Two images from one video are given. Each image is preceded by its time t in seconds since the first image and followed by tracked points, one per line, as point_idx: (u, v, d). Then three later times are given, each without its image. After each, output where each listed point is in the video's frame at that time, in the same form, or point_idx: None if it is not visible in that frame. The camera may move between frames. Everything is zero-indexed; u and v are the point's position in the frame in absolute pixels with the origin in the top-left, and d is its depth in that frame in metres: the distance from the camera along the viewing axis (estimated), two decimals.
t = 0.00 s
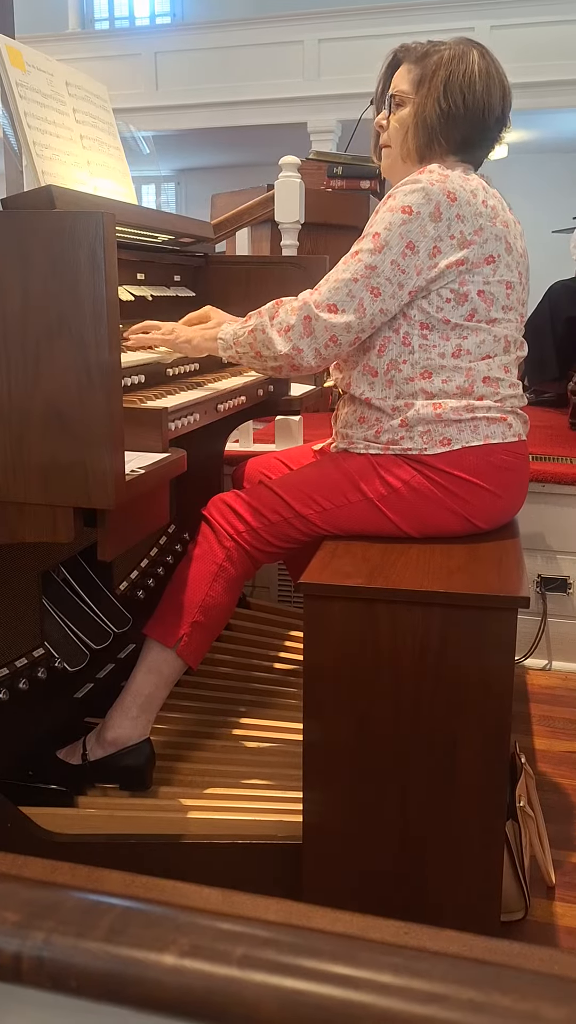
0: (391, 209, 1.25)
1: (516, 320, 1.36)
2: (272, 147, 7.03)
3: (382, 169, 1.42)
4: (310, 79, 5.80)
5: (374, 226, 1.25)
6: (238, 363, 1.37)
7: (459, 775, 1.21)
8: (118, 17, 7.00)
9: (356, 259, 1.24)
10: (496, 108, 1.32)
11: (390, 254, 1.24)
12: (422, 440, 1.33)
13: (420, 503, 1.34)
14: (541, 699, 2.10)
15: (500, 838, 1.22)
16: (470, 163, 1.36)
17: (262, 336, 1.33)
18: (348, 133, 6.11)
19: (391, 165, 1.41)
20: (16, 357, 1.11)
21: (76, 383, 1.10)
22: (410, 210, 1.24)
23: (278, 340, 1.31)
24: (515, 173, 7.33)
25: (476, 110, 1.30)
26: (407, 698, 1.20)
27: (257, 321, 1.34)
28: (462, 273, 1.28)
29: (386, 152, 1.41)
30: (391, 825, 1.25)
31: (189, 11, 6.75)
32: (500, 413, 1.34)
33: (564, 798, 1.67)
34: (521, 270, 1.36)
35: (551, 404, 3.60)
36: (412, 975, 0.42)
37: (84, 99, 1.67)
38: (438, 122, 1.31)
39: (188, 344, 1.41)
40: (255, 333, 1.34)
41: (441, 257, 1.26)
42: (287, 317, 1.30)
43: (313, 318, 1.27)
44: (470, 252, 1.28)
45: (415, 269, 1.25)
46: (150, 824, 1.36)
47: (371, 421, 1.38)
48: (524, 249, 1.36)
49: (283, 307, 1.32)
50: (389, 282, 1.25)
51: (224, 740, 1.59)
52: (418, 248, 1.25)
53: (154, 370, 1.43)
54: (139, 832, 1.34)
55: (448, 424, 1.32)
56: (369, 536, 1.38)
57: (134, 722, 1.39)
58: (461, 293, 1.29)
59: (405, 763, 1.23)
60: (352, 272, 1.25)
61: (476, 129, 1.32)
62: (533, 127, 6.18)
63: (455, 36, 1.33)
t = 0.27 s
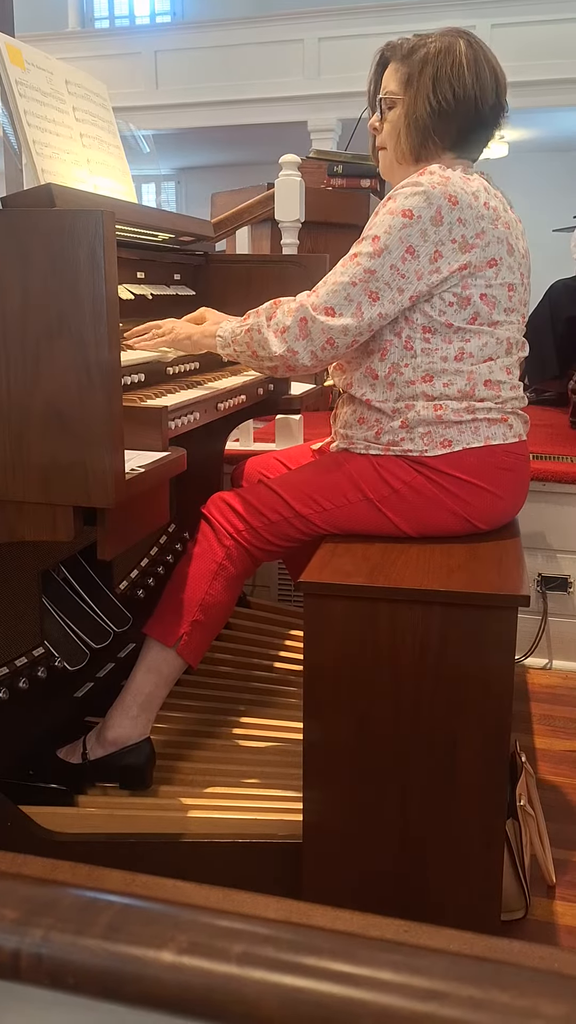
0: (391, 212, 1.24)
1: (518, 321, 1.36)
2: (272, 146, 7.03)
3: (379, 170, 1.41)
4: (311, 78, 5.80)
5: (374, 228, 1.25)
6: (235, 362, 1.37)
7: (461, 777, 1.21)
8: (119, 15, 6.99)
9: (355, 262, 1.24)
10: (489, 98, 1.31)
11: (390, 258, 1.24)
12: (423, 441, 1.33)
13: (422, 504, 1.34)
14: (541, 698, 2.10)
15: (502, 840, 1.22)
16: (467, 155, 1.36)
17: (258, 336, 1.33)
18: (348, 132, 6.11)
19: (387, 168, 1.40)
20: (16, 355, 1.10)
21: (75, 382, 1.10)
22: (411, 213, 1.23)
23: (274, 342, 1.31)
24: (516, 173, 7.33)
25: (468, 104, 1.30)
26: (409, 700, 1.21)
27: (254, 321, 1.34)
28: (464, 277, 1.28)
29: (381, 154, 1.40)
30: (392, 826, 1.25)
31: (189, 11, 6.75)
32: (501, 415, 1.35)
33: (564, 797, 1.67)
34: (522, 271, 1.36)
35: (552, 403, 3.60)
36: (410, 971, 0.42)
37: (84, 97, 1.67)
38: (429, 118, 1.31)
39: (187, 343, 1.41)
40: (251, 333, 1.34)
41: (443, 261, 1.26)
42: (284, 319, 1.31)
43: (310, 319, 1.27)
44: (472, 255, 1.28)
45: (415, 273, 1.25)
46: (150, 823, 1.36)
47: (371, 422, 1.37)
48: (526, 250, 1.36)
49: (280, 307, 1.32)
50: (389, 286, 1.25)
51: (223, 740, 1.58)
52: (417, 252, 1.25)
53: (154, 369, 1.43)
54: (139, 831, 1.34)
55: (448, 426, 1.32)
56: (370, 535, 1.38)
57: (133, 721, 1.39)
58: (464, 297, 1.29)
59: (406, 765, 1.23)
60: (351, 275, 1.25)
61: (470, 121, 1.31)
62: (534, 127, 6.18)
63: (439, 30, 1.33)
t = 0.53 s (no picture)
0: (389, 218, 1.24)
1: (516, 322, 1.37)
2: (273, 146, 7.03)
3: (369, 163, 1.42)
4: (311, 78, 5.79)
5: (372, 235, 1.25)
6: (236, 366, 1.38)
7: (460, 780, 1.21)
8: (119, 15, 6.97)
9: (353, 269, 1.24)
10: (483, 99, 1.31)
11: (389, 266, 1.24)
12: (422, 441, 1.33)
13: (422, 505, 1.34)
14: (542, 697, 2.10)
15: (501, 843, 1.22)
16: (457, 156, 1.36)
17: (259, 345, 1.34)
18: (349, 131, 6.12)
19: (378, 162, 1.40)
20: (17, 353, 1.10)
21: (76, 381, 1.10)
22: (409, 218, 1.23)
23: (275, 352, 1.32)
24: (516, 172, 7.32)
25: (460, 104, 1.30)
26: (408, 703, 1.21)
27: (255, 329, 1.34)
28: (463, 282, 1.28)
29: (372, 148, 1.40)
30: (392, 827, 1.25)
31: (190, 11, 6.74)
32: (500, 414, 1.35)
33: (565, 796, 1.67)
34: (520, 271, 1.36)
35: (552, 403, 3.60)
36: (411, 968, 0.42)
37: (84, 97, 1.67)
38: (421, 117, 1.31)
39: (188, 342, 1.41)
40: (252, 342, 1.35)
41: (442, 266, 1.26)
42: (284, 327, 1.31)
43: (310, 328, 1.27)
44: (471, 260, 1.27)
45: (414, 280, 1.25)
46: (151, 821, 1.36)
47: (370, 423, 1.37)
48: (523, 249, 1.36)
49: (281, 315, 1.32)
50: (388, 293, 1.25)
51: (222, 740, 1.58)
52: (416, 258, 1.24)
53: (155, 368, 1.44)
54: (140, 830, 1.35)
55: (447, 426, 1.32)
56: (371, 534, 1.39)
57: (135, 719, 1.39)
58: (463, 301, 1.29)
59: (405, 767, 1.23)
60: (350, 284, 1.25)
61: (462, 123, 1.32)
62: (534, 126, 6.17)
63: (438, 26, 1.32)
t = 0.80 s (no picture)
0: (387, 217, 1.24)
1: (515, 322, 1.37)
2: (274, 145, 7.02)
3: (366, 159, 1.42)
4: (312, 77, 5.79)
5: (369, 230, 1.25)
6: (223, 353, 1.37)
7: (460, 780, 1.22)
8: (119, 15, 6.93)
9: (348, 265, 1.25)
10: (480, 99, 1.31)
11: (384, 263, 1.24)
12: (422, 443, 1.33)
13: (422, 505, 1.34)
14: (542, 696, 2.10)
15: (501, 844, 1.22)
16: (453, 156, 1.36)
17: (246, 332, 1.33)
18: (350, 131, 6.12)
19: (375, 159, 1.40)
20: (18, 353, 1.10)
21: (77, 381, 1.10)
22: (407, 218, 1.23)
23: (262, 339, 1.31)
24: (517, 172, 7.32)
25: (457, 104, 1.30)
26: (407, 702, 1.21)
27: (242, 316, 1.34)
28: (462, 282, 1.28)
29: (369, 144, 1.41)
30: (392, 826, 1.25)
31: (190, 10, 6.74)
32: (500, 414, 1.35)
33: (565, 795, 1.67)
34: (518, 271, 1.36)
35: (553, 402, 3.60)
36: (413, 967, 0.42)
37: (85, 97, 1.67)
38: (417, 116, 1.31)
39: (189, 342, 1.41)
40: (239, 328, 1.34)
41: (439, 266, 1.26)
42: (273, 315, 1.30)
43: (299, 319, 1.27)
44: (470, 260, 1.27)
45: (409, 279, 1.25)
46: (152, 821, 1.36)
47: (370, 424, 1.37)
48: (521, 249, 1.36)
49: (270, 303, 1.32)
50: (381, 290, 1.25)
51: (221, 740, 1.58)
52: (413, 258, 1.24)
53: (156, 368, 1.44)
54: (141, 830, 1.35)
55: (448, 426, 1.32)
56: (371, 534, 1.39)
57: (135, 719, 1.39)
58: (462, 302, 1.29)
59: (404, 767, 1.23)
60: (343, 279, 1.25)
61: (458, 123, 1.31)
62: (535, 126, 6.17)
63: (439, 24, 1.32)
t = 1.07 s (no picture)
0: (385, 218, 1.24)
1: (516, 321, 1.37)
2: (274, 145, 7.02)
3: (368, 163, 1.42)
4: (313, 76, 5.79)
5: (367, 232, 1.25)
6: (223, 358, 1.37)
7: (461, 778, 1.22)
8: (120, 14, 6.91)
9: (346, 265, 1.25)
10: (479, 98, 1.31)
11: (382, 264, 1.24)
12: (425, 443, 1.33)
13: (424, 505, 1.34)
14: (543, 696, 2.10)
15: (502, 844, 1.22)
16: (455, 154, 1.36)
17: (245, 332, 1.33)
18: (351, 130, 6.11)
19: (376, 160, 1.41)
20: (19, 352, 1.10)
21: (78, 380, 1.10)
22: (405, 219, 1.23)
23: (261, 338, 1.31)
24: (518, 171, 7.32)
25: (456, 104, 1.30)
26: (409, 699, 1.21)
27: (241, 317, 1.34)
28: (462, 282, 1.28)
29: (369, 147, 1.41)
30: (394, 824, 1.25)
31: (191, 9, 6.73)
32: (503, 415, 1.36)
33: (565, 794, 1.67)
34: (519, 271, 1.36)
35: (554, 401, 3.60)
36: (415, 967, 0.42)
37: (85, 96, 1.67)
38: (416, 117, 1.31)
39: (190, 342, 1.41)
40: (238, 329, 1.34)
41: (438, 266, 1.26)
42: (272, 316, 1.31)
43: (298, 318, 1.28)
44: (469, 260, 1.27)
45: (408, 279, 1.25)
46: (153, 821, 1.36)
47: (372, 424, 1.37)
48: (521, 248, 1.36)
49: (268, 305, 1.32)
50: (380, 291, 1.26)
51: (223, 740, 1.58)
52: (410, 258, 1.25)
53: (156, 368, 1.44)
54: (142, 829, 1.35)
55: (450, 427, 1.32)
56: (371, 534, 1.39)
57: (135, 719, 1.39)
58: (462, 301, 1.29)
59: (405, 765, 1.23)
60: (342, 279, 1.25)
61: (459, 121, 1.31)
62: (536, 125, 6.16)
63: (435, 23, 1.31)
